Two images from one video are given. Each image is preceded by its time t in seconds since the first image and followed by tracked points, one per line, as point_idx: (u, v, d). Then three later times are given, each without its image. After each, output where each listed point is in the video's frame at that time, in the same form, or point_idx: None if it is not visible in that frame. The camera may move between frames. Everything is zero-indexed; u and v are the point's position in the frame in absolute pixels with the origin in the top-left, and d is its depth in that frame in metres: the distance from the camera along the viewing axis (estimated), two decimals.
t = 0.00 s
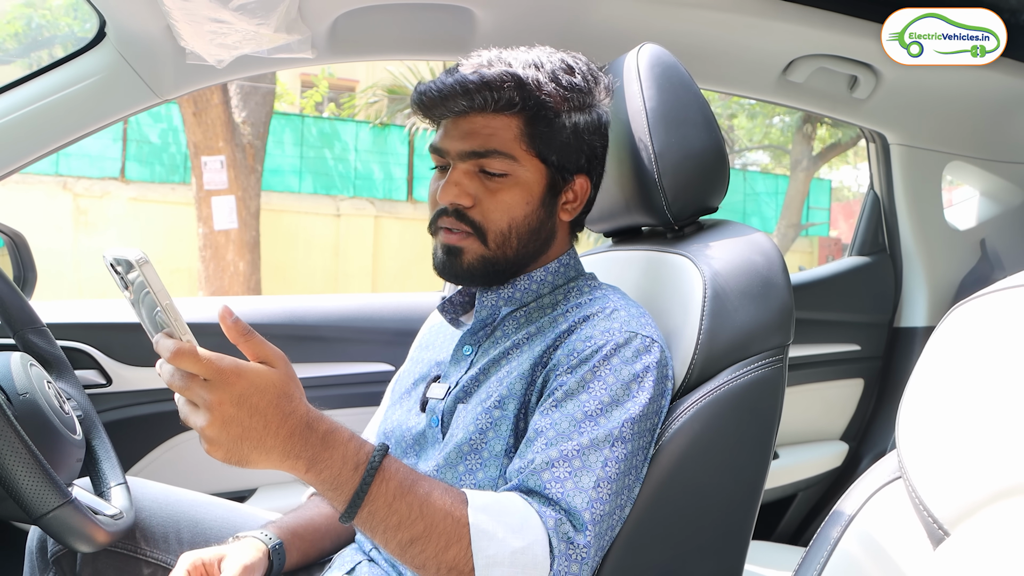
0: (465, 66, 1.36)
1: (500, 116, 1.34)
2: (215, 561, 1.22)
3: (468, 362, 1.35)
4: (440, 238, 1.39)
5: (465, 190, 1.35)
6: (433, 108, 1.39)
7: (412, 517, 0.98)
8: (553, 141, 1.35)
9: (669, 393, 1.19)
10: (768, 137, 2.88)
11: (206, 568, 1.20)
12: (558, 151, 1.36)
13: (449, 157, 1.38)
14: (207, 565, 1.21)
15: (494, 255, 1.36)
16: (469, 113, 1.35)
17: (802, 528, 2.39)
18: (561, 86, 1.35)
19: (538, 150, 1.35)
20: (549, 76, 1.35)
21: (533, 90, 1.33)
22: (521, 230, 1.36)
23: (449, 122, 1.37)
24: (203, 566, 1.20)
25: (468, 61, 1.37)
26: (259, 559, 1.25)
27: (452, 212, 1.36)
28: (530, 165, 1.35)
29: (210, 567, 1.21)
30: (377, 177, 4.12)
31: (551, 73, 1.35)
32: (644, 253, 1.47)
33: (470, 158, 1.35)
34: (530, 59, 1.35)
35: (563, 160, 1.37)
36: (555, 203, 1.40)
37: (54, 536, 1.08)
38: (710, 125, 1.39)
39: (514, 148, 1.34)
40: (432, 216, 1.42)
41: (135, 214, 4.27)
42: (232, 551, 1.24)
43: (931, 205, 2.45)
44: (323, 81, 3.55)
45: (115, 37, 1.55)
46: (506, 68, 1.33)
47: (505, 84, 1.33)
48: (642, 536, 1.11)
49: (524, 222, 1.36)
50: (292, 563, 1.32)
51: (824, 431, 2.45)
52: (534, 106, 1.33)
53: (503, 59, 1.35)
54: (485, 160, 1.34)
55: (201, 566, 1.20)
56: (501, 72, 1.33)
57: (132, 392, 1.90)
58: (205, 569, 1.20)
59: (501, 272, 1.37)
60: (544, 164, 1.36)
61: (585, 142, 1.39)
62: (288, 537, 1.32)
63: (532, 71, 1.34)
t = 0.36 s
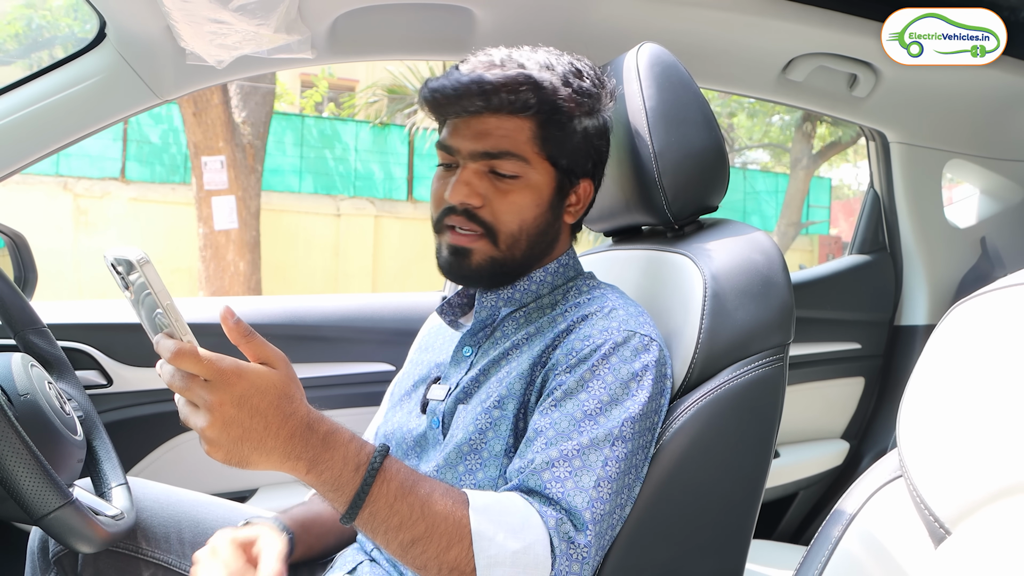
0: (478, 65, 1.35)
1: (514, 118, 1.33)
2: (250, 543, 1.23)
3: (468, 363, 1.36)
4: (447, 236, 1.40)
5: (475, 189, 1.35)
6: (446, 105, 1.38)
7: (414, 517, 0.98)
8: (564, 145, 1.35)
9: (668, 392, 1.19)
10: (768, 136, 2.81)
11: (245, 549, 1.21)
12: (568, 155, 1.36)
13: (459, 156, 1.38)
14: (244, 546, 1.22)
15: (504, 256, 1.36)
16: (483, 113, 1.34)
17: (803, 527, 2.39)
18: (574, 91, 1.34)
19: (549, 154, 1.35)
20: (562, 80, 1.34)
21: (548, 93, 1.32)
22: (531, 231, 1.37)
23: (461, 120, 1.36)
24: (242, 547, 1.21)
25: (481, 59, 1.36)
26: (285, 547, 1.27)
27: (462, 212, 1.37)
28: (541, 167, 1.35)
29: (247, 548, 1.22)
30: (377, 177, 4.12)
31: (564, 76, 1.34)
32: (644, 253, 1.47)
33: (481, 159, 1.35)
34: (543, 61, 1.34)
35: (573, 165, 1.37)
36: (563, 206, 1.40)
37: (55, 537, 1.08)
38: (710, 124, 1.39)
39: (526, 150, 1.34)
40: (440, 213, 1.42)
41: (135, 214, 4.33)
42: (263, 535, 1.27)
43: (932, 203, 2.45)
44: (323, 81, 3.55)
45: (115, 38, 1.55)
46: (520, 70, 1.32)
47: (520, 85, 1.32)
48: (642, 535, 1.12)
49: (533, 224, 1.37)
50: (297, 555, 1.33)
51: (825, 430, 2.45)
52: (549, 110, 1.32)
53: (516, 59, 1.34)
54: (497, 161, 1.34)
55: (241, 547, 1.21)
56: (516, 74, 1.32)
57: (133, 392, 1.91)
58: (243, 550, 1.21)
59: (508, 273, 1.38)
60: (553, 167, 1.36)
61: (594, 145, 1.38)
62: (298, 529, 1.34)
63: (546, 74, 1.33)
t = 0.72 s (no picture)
0: (475, 64, 1.37)
1: (511, 115, 1.34)
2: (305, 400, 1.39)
3: (468, 366, 1.35)
4: (446, 235, 1.41)
5: (472, 187, 1.36)
6: (444, 105, 1.40)
7: (411, 526, 0.98)
8: (562, 143, 1.36)
9: (668, 393, 1.19)
10: (768, 137, 2.83)
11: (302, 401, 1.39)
12: (565, 153, 1.37)
13: (456, 155, 1.39)
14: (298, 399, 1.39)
15: (501, 255, 1.36)
16: (480, 111, 1.36)
17: (804, 527, 2.39)
18: (570, 88, 1.35)
19: (545, 152, 1.36)
20: (558, 78, 1.35)
21: (544, 91, 1.33)
22: (528, 230, 1.37)
23: (458, 119, 1.39)
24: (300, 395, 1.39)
25: (477, 59, 1.39)
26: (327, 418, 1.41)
27: (459, 210, 1.37)
28: (537, 165, 1.36)
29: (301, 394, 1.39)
30: (377, 178, 4.18)
31: (560, 75, 1.35)
32: (644, 254, 1.47)
33: (478, 157, 1.36)
34: (539, 60, 1.36)
35: (570, 163, 1.38)
36: (559, 205, 1.41)
37: (55, 538, 1.08)
38: (710, 125, 1.39)
39: (523, 148, 1.35)
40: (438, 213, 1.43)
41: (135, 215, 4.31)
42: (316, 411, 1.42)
43: (932, 204, 2.45)
44: (322, 82, 3.55)
45: (115, 39, 1.55)
46: (517, 68, 1.34)
47: (516, 83, 1.33)
48: (642, 536, 1.11)
49: (530, 223, 1.37)
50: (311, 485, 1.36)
51: (826, 430, 2.45)
52: (545, 108, 1.33)
53: (512, 59, 1.36)
54: (493, 159, 1.35)
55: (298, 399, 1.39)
56: (513, 72, 1.34)
57: (134, 394, 1.91)
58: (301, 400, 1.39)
59: (506, 273, 1.38)
60: (550, 165, 1.37)
61: (591, 144, 1.39)
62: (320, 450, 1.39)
63: (542, 72, 1.35)
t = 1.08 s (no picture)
0: (474, 65, 1.38)
1: (510, 116, 1.35)
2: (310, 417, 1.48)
3: (468, 367, 1.35)
4: (445, 236, 1.40)
5: (471, 187, 1.36)
6: (443, 105, 1.40)
7: (410, 528, 0.98)
8: (561, 144, 1.36)
9: (668, 394, 1.19)
10: (769, 137, 2.84)
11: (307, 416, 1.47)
12: (564, 154, 1.37)
13: (455, 156, 1.39)
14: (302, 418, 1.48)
15: (499, 255, 1.36)
16: (479, 112, 1.36)
17: (805, 528, 2.39)
18: (569, 90, 1.35)
19: (544, 152, 1.36)
20: (557, 80, 1.36)
21: (543, 92, 1.34)
22: (526, 230, 1.37)
23: (457, 119, 1.38)
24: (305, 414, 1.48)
25: (476, 60, 1.39)
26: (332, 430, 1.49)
27: (458, 210, 1.37)
28: (536, 166, 1.36)
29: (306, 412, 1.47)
30: (377, 180, 4.23)
31: (559, 76, 1.36)
32: (644, 255, 1.47)
33: (477, 157, 1.36)
34: (538, 61, 1.36)
35: (569, 164, 1.38)
36: (559, 205, 1.41)
37: (56, 540, 1.08)
38: (710, 126, 1.39)
39: (522, 148, 1.35)
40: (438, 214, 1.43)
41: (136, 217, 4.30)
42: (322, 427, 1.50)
43: (932, 204, 2.45)
44: (322, 83, 3.55)
45: (116, 41, 1.55)
46: (516, 69, 1.35)
47: (516, 84, 1.34)
48: (642, 538, 1.11)
49: (529, 223, 1.37)
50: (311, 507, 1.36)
51: (826, 431, 2.45)
52: (544, 108, 1.34)
53: (511, 60, 1.36)
54: (492, 160, 1.35)
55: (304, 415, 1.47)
56: (512, 73, 1.34)
57: (133, 395, 1.91)
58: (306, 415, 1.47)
59: (505, 272, 1.38)
60: (549, 166, 1.37)
61: (590, 145, 1.39)
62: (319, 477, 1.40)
63: (541, 73, 1.36)
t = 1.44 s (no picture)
0: (483, 65, 1.37)
1: (519, 117, 1.34)
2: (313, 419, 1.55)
3: (469, 368, 1.35)
4: (450, 237, 1.40)
5: (478, 188, 1.35)
6: (450, 104, 1.39)
7: (412, 529, 0.98)
8: (568, 146, 1.36)
9: (669, 395, 1.19)
10: (769, 139, 2.83)
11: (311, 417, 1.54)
12: (571, 156, 1.37)
13: (462, 156, 1.38)
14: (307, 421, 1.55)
15: (505, 257, 1.36)
16: (488, 112, 1.35)
17: (805, 529, 2.39)
18: (577, 92, 1.36)
19: (551, 154, 1.36)
20: (565, 81, 1.36)
21: (552, 93, 1.34)
22: (532, 232, 1.37)
23: (465, 119, 1.38)
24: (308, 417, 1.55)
25: (484, 60, 1.39)
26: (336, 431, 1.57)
27: (464, 211, 1.37)
28: (543, 167, 1.37)
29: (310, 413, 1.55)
30: (377, 181, 4.24)
31: (567, 77, 1.36)
32: (644, 256, 1.47)
33: (484, 158, 1.36)
34: (546, 62, 1.37)
35: (575, 166, 1.38)
36: (563, 207, 1.41)
37: (55, 542, 1.08)
38: (710, 127, 1.39)
39: (529, 150, 1.35)
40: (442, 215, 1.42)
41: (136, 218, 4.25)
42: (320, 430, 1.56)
43: (932, 205, 2.45)
44: (322, 85, 3.55)
45: (115, 42, 1.55)
46: (525, 69, 1.35)
47: (525, 85, 1.34)
48: (642, 539, 1.11)
49: (534, 224, 1.37)
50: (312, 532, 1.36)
51: (826, 432, 2.45)
52: (553, 110, 1.34)
53: (520, 60, 1.37)
54: (501, 160, 1.35)
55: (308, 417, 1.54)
56: (521, 73, 1.34)
57: (132, 396, 1.91)
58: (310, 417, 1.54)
59: (510, 274, 1.38)
60: (555, 168, 1.37)
61: (596, 147, 1.40)
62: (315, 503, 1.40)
63: (550, 75, 1.36)
